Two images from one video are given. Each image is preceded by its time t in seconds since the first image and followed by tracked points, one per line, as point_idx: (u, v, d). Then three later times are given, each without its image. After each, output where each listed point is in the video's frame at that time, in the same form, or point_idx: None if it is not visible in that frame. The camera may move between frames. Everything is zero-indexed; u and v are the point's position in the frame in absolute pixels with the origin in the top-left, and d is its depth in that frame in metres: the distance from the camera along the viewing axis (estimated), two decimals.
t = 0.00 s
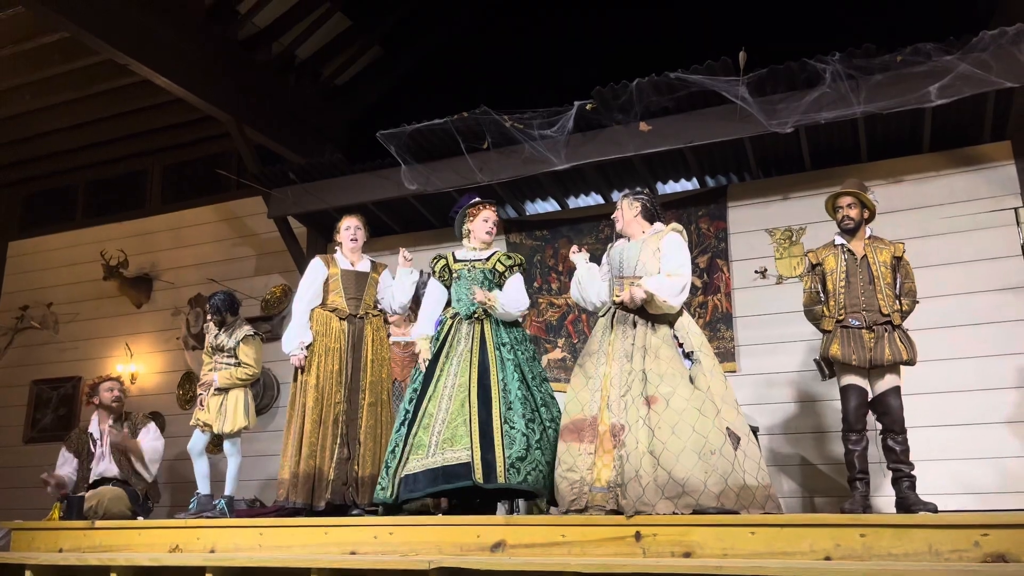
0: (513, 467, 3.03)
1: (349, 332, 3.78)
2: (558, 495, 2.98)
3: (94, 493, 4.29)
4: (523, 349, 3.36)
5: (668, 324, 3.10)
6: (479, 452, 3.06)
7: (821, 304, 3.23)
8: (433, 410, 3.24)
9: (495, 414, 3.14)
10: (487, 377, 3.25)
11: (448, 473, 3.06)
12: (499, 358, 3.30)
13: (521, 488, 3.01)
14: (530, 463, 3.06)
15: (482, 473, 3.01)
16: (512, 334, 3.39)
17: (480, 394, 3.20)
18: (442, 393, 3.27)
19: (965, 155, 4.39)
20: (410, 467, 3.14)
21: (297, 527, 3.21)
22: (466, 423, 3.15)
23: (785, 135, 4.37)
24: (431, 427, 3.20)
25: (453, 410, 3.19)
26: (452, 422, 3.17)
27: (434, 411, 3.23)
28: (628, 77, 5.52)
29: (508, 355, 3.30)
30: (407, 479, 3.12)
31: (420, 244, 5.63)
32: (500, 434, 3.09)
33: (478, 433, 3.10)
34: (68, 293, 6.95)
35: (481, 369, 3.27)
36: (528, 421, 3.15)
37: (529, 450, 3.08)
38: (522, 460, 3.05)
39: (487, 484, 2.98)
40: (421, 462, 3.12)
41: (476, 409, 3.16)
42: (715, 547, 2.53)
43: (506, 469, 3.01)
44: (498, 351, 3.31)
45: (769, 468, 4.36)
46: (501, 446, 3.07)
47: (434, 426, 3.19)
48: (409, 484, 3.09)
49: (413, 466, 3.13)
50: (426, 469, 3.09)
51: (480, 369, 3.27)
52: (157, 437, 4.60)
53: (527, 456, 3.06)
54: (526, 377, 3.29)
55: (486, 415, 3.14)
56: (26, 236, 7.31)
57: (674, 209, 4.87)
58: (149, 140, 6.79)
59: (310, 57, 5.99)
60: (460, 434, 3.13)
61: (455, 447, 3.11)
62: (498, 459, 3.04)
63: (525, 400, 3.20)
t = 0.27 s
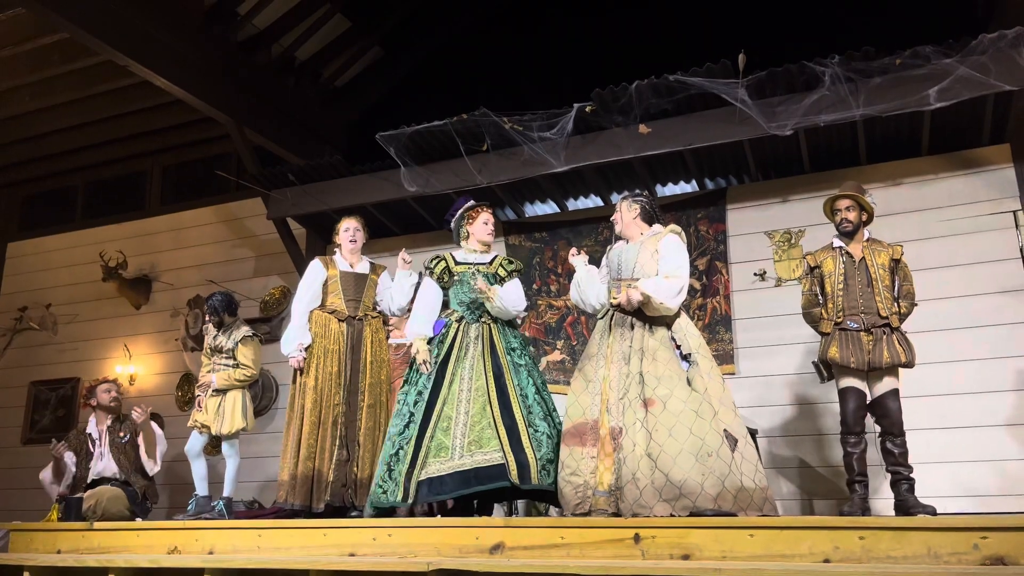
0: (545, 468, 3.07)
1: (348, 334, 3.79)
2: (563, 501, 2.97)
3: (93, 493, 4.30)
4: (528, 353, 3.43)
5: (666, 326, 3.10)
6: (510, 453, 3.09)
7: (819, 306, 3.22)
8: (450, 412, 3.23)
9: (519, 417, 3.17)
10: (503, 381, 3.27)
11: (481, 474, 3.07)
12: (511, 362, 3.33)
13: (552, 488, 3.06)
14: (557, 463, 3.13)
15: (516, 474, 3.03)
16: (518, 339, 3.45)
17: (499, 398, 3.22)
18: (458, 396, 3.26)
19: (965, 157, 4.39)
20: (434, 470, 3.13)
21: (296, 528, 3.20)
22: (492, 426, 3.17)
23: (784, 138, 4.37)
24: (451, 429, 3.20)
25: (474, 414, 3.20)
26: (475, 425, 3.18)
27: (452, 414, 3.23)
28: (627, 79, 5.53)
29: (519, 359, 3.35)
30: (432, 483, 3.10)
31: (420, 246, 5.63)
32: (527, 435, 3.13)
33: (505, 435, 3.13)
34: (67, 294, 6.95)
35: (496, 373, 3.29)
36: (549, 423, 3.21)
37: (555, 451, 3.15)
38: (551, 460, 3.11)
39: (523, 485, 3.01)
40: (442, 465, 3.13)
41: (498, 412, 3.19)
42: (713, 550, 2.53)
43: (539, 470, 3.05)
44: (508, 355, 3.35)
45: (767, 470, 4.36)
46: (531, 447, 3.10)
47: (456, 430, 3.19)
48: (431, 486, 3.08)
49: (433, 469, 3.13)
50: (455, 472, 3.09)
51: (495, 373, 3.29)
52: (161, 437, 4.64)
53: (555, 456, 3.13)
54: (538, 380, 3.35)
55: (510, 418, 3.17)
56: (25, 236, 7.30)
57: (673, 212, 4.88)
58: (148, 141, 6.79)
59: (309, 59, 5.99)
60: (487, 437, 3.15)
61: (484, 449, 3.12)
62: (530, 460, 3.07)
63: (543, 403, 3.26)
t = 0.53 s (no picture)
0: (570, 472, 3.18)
1: (343, 331, 3.77)
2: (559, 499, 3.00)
3: (91, 490, 4.29)
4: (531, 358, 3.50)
5: (664, 327, 3.09)
6: (540, 465, 3.13)
7: (818, 307, 3.22)
8: (472, 418, 3.23)
9: (540, 427, 3.23)
10: (519, 389, 3.31)
11: (516, 487, 3.07)
12: (521, 364, 3.40)
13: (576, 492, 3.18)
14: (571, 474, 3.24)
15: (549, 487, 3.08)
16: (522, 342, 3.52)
17: (520, 407, 3.26)
18: (477, 402, 3.27)
19: (964, 159, 4.39)
20: (461, 478, 3.10)
21: (295, 527, 3.20)
22: (517, 433, 3.20)
23: (784, 138, 4.37)
24: (475, 436, 3.19)
25: (499, 423, 3.21)
26: (501, 431, 3.19)
27: (474, 420, 3.22)
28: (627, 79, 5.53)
29: (528, 361, 3.43)
30: (462, 492, 3.07)
31: (419, 246, 5.63)
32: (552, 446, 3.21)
33: (533, 447, 3.17)
34: (66, 292, 6.95)
35: (512, 380, 3.32)
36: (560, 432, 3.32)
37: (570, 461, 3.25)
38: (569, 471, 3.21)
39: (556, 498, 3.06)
40: (469, 474, 3.12)
41: (521, 422, 3.22)
42: (712, 550, 2.53)
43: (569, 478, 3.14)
44: (519, 361, 3.40)
45: (766, 470, 4.37)
46: (554, 459, 3.18)
47: (482, 438, 3.18)
48: (458, 496, 3.07)
49: (458, 477, 3.11)
50: (487, 483, 3.09)
51: (511, 380, 3.32)
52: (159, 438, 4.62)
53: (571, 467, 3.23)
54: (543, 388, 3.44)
55: (533, 429, 3.22)
56: (24, 234, 7.30)
57: (673, 212, 4.88)
58: (148, 139, 6.79)
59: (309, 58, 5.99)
60: (516, 448, 3.17)
61: (515, 461, 3.14)
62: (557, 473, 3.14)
63: (552, 412, 3.36)
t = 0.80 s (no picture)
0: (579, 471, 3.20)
1: (322, 328, 3.77)
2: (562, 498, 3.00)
3: (91, 490, 4.30)
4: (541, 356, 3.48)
5: (664, 326, 3.09)
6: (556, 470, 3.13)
7: (818, 306, 3.23)
8: (492, 414, 3.17)
9: (554, 431, 3.24)
10: (536, 389, 3.29)
11: (536, 489, 3.05)
12: (536, 362, 3.38)
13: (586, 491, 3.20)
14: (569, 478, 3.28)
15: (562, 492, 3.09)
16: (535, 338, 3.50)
17: (538, 408, 3.24)
18: (497, 397, 3.21)
19: (964, 157, 4.39)
20: (480, 475, 3.05)
21: (294, 524, 3.20)
22: (537, 431, 3.18)
23: (784, 137, 4.37)
24: (497, 432, 3.14)
25: (519, 422, 3.17)
26: (522, 429, 3.16)
27: (494, 416, 3.17)
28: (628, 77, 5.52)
29: (542, 358, 3.41)
30: (482, 489, 3.02)
31: (419, 244, 5.63)
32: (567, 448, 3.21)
33: (552, 451, 3.16)
34: (66, 289, 6.94)
35: (530, 380, 3.30)
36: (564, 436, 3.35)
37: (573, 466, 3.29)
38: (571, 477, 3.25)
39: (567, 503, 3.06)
40: (491, 472, 3.06)
41: (541, 424, 3.20)
42: (710, 548, 2.53)
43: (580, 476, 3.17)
44: (534, 359, 3.38)
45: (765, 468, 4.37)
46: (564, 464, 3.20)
47: (503, 435, 3.13)
48: (480, 494, 3.01)
49: (480, 474, 3.05)
50: (510, 482, 3.04)
51: (529, 379, 3.29)
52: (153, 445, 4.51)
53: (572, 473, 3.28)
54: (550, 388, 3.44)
55: (550, 432, 3.22)
56: (24, 232, 7.29)
57: (673, 210, 4.88)
58: (148, 136, 6.78)
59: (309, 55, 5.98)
60: (537, 449, 3.14)
61: (534, 462, 3.11)
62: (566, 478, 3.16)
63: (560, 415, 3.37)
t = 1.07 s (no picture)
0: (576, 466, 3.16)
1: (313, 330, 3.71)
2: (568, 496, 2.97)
3: (91, 487, 4.28)
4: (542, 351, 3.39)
5: (664, 326, 3.07)
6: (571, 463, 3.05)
7: (817, 305, 3.23)
8: (510, 408, 3.05)
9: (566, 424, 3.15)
10: (546, 382, 3.20)
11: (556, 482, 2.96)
12: (542, 358, 3.29)
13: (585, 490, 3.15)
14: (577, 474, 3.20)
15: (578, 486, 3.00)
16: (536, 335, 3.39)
17: (551, 401, 3.15)
18: (512, 391, 3.10)
19: (964, 156, 4.39)
20: (504, 468, 2.93)
21: (293, 522, 3.20)
22: (554, 426, 3.09)
23: (784, 135, 4.37)
24: (516, 425, 3.03)
25: (535, 414, 3.07)
26: (539, 422, 3.06)
27: (512, 409, 3.05)
28: (628, 75, 5.52)
29: (547, 354, 3.33)
30: (505, 483, 2.90)
31: (419, 242, 5.63)
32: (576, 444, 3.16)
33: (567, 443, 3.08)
34: (66, 288, 6.94)
35: (539, 372, 3.20)
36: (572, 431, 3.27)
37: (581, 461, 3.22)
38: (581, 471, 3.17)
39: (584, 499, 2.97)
40: (514, 465, 2.94)
41: (555, 417, 3.12)
42: (710, 546, 2.54)
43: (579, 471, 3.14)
44: (539, 352, 3.29)
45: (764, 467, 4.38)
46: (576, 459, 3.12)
47: (522, 427, 3.03)
48: (506, 486, 2.90)
49: (504, 467, 2.93)
50: (534, 475, 2.94)
51: (539, 372, 3.20)
52: (155, 441, 4.55)
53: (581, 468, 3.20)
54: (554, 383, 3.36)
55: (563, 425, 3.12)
56: (23, 230, 7.29)
57: (673, 208, 4.88)
58: (147, 135, 6.78)
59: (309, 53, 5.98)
60: (554, 441, 3.04)
61: (553, 454, 3.02)
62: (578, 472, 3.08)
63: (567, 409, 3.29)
